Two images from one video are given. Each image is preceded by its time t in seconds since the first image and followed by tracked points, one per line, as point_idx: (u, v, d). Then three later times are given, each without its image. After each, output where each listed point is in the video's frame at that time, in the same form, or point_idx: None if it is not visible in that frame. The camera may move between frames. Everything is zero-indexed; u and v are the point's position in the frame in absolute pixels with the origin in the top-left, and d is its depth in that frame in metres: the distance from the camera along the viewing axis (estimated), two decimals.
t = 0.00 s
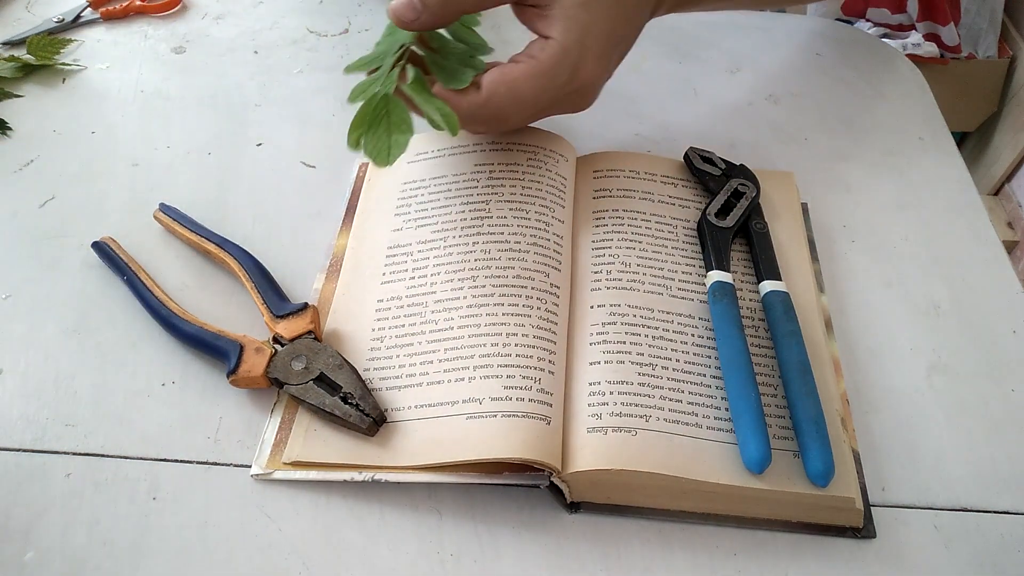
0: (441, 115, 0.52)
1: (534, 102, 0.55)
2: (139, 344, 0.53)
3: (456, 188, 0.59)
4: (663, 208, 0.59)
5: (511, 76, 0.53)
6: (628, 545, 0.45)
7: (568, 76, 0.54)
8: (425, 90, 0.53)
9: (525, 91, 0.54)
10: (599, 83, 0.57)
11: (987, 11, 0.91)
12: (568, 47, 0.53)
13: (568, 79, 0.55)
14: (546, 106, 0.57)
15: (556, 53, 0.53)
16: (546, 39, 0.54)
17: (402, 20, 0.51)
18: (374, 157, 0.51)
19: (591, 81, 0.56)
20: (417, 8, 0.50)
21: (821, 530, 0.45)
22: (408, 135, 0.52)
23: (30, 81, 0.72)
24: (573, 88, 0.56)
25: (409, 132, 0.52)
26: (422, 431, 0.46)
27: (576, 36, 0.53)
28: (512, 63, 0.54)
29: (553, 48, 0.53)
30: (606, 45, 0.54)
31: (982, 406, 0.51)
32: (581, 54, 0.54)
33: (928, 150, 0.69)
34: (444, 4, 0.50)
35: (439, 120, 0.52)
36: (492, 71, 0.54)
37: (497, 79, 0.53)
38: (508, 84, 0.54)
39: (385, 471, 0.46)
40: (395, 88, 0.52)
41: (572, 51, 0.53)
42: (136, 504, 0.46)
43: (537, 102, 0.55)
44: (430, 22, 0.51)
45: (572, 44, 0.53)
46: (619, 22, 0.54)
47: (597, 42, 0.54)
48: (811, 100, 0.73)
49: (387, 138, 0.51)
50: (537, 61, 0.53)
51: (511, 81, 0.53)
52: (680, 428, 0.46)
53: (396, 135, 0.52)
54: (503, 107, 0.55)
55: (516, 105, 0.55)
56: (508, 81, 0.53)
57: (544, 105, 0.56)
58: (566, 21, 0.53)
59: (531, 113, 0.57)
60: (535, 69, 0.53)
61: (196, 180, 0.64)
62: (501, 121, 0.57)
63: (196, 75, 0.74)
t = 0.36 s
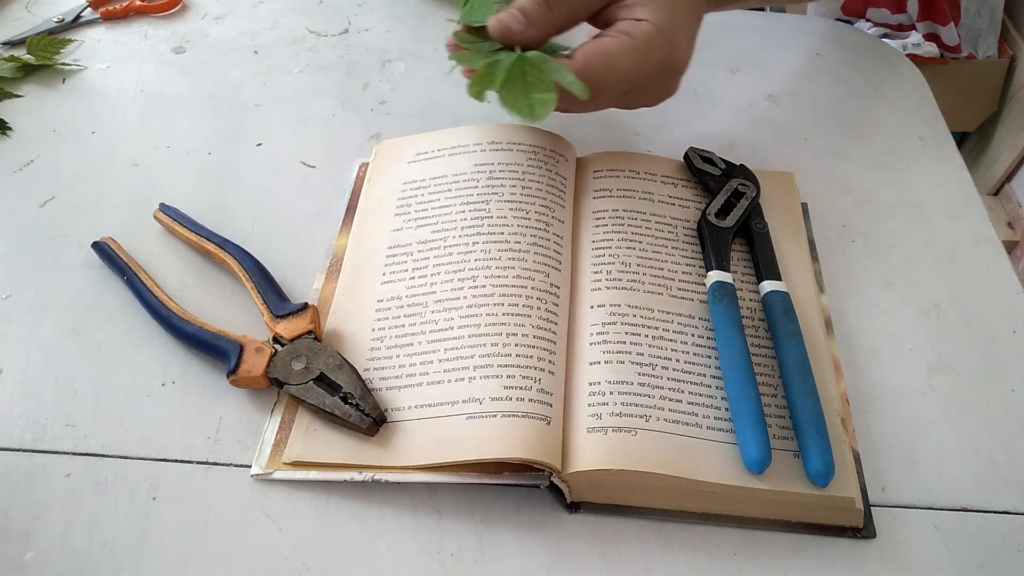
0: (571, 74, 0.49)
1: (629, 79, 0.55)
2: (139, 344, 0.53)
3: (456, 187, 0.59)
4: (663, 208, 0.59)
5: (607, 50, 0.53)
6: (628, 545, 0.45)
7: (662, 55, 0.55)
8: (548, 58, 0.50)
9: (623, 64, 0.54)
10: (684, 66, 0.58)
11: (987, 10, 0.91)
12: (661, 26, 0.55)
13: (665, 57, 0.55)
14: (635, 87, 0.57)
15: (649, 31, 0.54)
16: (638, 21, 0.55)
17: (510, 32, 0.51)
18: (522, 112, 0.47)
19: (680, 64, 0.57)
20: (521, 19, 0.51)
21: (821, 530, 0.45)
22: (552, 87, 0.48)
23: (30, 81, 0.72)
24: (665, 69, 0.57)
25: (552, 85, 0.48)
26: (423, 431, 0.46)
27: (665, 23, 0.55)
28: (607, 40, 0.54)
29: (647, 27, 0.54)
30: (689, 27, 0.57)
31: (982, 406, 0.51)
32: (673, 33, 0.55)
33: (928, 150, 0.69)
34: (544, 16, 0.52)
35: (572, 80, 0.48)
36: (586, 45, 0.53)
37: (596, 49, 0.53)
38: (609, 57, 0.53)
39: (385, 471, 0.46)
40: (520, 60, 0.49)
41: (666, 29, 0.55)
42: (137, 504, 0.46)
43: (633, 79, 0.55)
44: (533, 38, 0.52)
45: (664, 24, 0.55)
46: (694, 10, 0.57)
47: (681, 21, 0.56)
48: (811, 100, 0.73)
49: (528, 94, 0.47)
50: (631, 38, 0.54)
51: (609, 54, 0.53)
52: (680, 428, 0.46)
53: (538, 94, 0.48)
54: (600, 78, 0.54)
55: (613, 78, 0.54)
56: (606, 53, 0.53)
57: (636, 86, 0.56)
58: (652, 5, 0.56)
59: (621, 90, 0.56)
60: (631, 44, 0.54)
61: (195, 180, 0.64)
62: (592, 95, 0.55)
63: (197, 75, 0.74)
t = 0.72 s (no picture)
0: (622, 73, 0.49)
1: (699, 71, 0.56)
2: (139, 344, 0.53)
3: (457, 187, 0.59)
4: (663, 208, 0.59)
5: (678, 47, 0.54)
6: (628, 545, 0.45)
7: (727, 46, 0.56)
8: (597, 62, 0.50)
9: (694, 59, 0.54)
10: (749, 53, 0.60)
11: (987, 10, 0.91)
12: (726, 18, 0.56)
13: (730, 46, 0.56)
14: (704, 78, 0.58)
15: (714, 24, 0.55)
16: (700, 15, 0.56)
17: (567, 20, 0.52)
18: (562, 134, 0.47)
19: (744, 51, 0.58)
20: (577, 10, 0.53)
21: (821, 530, 0.45)
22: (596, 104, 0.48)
23: (30, 81, 0.72)
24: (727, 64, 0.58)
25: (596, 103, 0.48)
26: (422, 431, 0.46)
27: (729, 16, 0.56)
28: (676, 36, 0.55)
29: (711, 21, 0.55)
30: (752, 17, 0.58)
31: (982, 405, 0.51)
32: (737, 23, 0.56)
33: (928, 151, 0.69)
34: (599, 9, 0.54)
35: (624, 77, 0.48)
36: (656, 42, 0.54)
37: (664, 47, 0.54)
38: (676, 52, 0.54)
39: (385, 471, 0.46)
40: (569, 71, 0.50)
41: (729, 20, 0.56)
42: (136, 504, 0.46)
43: (703, 71, 0.56)
44: (587, 28, 0.54)
45: (728, 16, 0.56)
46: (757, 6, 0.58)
47: (742, 11, 0.57)
48: (811, 100, 0.73)
49: (572, 113, 0.47)
50: (698, 32, 0.55)
51: (679, 51, 0.54)
52: (680, 428, 0.46)
53: (582, 110, 0.48)
54: (673, 76, 0.54)
55: (686, 76, 0.55)
56: (678, 50, 0.54)
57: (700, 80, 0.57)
58: None
59: (692, 84, 0.57)
60: (699, 38, 0.55)
61: (195, 180, 0.64)
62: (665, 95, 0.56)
63: (197, 75, 0.74)
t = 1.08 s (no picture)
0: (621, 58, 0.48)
1: (699, 83, 0.54)
2: (139, 344, 0.53)
3: (457, 187, 0.59)
4: (663, 208, 0.59)
5: (680, 49, 0.52)
6: (629, 545, 0.45)
7: (732, 59, 0.54)
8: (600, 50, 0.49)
9: (694, 65, 0.52)
10: (755, 70, 0.57)
11: (987, 11, 0.91)
12: (734, 27, 0.53)
13: (733, 59, 0.54)
14: (704, 91, 0.55)
15: (722, 33, 0.53)
16: (710, 23, 0.54)
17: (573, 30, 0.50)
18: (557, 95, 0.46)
19: (748, 67, 0.56)
20: (583, 20, 0.50)
21: (821, 530, 0.45)
22: (593, 76, 0.47)
23: (30, 81, 0.72)
24: (732, 74, 0.55)
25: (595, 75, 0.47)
26: (423, 431, 0.46)
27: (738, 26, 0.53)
28: (681, 39, 0.53)
29: (719, 29, 0.53)
30: (764, 29, 0.55)
31: (982, 406, 0.51)
32: (746, 35, 0.54)
33: (928, 151, 0.69)
34: (606, 15, 0.50)
35: (621, 65, 0.48)
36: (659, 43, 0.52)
37: (664, 49, 0.52)
38: (675, 56, 0.52)
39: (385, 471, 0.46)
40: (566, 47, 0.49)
41: (738, 30, 0.53)
42: (136, 504, 0.46)
43: (704, 81, 0.54)
44: (592, 36, 0.51)
45: (735, 25, 0.53)
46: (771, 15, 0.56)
47: (756, 23, 0.54)
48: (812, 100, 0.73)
49: (570, 84, 0.46)
50: (703, 38, 0.53)
51: (680, 53, 0.52)
52: (680, 428, 0.46)
53: (579, 84, 0.47)
54: (670, 81, 0.52)
55: (683, 80, 0.53)
56: (677, 53, 0.52)
57: (702, 87, 0.55)
58: (727, 5, 0.54)
59: (691, 93, 0.55)
60: (703, 46, 0.52)
61: (195, 180, 0.64)
62: (660, 101, 0.54)
63: (197, 75, 0.74)
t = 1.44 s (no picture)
0: (622, 181, 0.42)
1: (722, 187, 0.47)
2: (139, 344, 0.53)
3: (458, 187, 0.59)
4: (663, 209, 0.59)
5: (696, 156, 0.46)
6: (628, 545, 0.45)
7: (757, 159, 0.47)
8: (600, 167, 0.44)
9: (713, 171, 0.46)
10: (789, 159, 0.49)
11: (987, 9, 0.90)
12: (757, 124, 0.47)
13: (758, 160, 0.47)
14: (733, 190, 0.48)
15: (744, 133, 0.46)
16: (728, 120, 0.47)
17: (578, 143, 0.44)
18: (545, 232, 0.42)
19: (780, 161, 0.49)
20: (591, 130, 0.43)
21: (821, 530, 0.45)
22: (588, 212, 0.42)
23: (30, 81, 0.72)
24: (759, 172, 0.48)
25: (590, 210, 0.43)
26: (423, 431, 0.46)
27: (763, 118, 0.47)
28: (696, 143, 0.47)
29: (740, 128, 0.47)
30: (791, 121, 0.49)
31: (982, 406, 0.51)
32: (771, 132, 0.47)
33: (928, 150, 0.69)
34: (614, 122, 0.45)
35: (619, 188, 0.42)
36: (671, 152, 0.46)
37: (679, 158, 0.46)
38: (691, 164, 0.46)
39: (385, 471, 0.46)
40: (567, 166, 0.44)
41: (761, 129, 0.47)
42: (136, 504, 0.46)
43: (727, 186, 0.48)
44: (603, 146, 0.45)
45: (759, 125, 0.47)
46: (798, 97, 0.49)
47: (781, 118, 0.48)
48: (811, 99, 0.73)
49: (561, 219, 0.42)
50: (723, 141, 0.46)
51: (694, 159, 0.46)
52: (680, 428, 0.46)
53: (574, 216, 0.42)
54: (689, 191, 0.46)
55: (704, 190, 0.47)
56: (692, 161, 0.46)
57: (727, 189, 0.48)
58: (748, 100, 0.47)
59: (716, 196, 0.48)
60: (724, 150, 0.46)
61: (195, 180, 0.64)
62: (682, 208, 0.48)
63: (197, 75, 0.74)
